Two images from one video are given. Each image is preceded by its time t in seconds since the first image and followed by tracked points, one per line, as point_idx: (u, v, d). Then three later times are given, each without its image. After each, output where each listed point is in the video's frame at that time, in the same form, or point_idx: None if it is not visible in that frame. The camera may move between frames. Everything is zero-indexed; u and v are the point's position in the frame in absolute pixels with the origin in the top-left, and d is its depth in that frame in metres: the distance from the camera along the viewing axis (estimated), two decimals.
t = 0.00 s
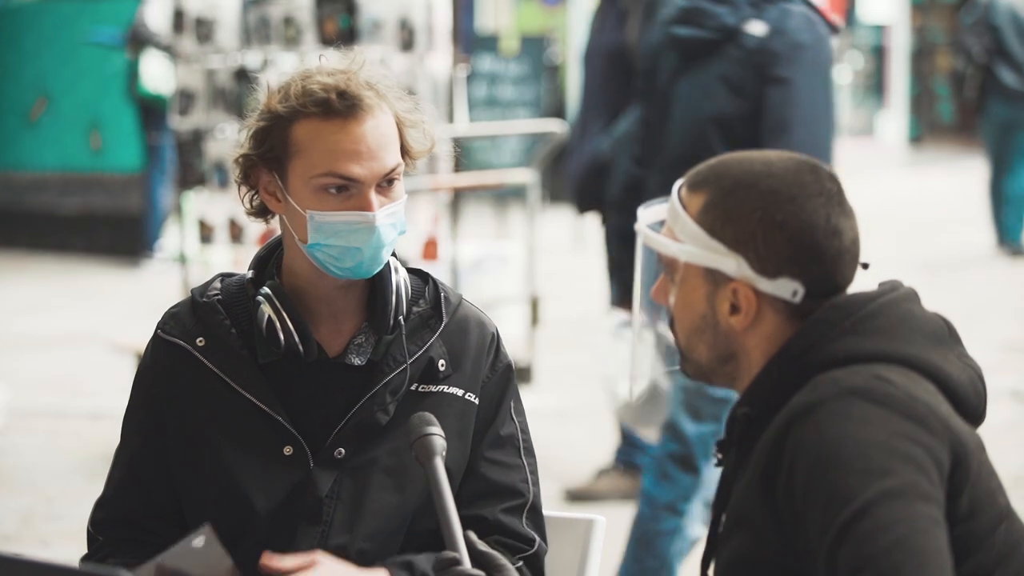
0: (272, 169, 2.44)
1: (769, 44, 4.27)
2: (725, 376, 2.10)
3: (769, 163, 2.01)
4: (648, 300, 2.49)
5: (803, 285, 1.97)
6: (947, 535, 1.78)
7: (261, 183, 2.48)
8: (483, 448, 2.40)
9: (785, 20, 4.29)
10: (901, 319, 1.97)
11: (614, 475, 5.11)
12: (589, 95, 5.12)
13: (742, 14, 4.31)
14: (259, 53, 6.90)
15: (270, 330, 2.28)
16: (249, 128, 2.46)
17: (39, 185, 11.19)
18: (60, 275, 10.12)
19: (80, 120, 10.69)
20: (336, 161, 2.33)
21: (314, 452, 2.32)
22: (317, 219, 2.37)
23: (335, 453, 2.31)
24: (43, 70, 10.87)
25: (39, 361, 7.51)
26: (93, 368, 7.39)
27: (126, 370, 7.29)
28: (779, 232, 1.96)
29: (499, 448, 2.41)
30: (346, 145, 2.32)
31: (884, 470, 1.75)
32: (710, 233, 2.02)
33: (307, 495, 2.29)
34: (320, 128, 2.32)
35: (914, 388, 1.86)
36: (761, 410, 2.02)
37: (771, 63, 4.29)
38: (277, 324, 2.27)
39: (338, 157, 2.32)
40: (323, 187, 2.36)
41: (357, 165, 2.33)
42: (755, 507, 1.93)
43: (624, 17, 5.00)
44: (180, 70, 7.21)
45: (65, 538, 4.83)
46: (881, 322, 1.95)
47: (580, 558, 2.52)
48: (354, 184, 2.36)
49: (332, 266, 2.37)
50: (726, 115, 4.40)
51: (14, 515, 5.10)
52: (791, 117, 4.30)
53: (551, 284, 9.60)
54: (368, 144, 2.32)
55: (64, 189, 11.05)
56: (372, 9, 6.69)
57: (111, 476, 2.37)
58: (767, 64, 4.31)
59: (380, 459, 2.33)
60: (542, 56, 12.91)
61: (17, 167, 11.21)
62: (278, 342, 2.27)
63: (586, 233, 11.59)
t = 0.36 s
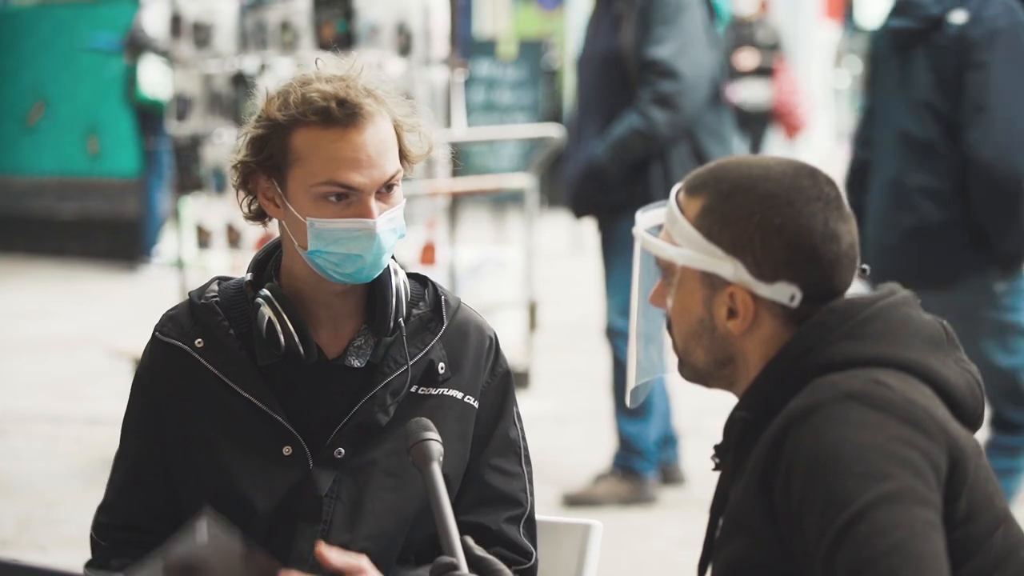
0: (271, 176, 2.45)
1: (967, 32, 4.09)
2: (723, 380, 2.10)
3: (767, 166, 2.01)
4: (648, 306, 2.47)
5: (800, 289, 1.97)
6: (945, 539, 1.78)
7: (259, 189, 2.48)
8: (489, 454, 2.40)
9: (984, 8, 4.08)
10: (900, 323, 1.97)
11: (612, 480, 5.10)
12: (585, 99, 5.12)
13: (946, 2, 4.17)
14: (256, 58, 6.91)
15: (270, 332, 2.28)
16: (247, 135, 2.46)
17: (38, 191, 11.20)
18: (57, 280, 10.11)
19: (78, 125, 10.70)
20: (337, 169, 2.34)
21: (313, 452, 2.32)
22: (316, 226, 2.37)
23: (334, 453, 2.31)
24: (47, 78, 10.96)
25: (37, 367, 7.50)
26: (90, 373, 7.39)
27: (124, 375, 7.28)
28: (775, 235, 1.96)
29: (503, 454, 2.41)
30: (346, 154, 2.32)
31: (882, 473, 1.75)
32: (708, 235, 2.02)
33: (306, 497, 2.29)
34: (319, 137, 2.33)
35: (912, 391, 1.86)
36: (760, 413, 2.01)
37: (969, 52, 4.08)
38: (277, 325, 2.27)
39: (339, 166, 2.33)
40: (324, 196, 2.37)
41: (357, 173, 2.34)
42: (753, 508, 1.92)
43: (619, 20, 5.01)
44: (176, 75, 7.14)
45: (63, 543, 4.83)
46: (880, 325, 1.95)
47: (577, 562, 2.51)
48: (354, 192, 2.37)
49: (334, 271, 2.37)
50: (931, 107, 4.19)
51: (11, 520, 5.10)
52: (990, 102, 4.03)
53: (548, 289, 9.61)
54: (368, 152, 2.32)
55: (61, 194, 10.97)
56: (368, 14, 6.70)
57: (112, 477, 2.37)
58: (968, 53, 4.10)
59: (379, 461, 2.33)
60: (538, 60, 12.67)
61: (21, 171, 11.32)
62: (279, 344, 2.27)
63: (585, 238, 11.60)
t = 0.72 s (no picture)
0: (268, 182, 2.44)
1: None
2: (722, 380, 2.10)
3: (765, 168, 2.01)
4: (648, 305, 2.46)
5: (800, 289, 1.97)
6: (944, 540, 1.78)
7: (256, 195, 2.47)
8: (492, 457, 2.40)
9: None
10: (899, 323, 1.97)
11: (610, 479, 5.09)
12: (582, 97, 5.13)
13: None
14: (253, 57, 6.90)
15: (269, 336, 2.28)
16: (243, 138, 2.45)
17: (36, 191, 11.19)
18: (56, 280, 10.10)
19: (78, 124, 10.70)
20: (335, 178, 2.34)
21: (311, 454, 2.32)
22: (312, 235, 2.36)
23: (333, 456, 2.30)
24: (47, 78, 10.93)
25: (35, 367, 7.49)
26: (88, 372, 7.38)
27: (122, 375, 7.28)
28: (775, 236, 1.95)
29: (505, 457, 2.41)
30: (344, 163, 2.33)
31: (882, 473, 1.75)
32: (707, 236, 2.01)
33: (303, 499, 2.29)
34: (316, 145, 2.33)
35: (912, 392, 1.86)
36: (759, 413, 2.01)
37: None
38: (275, 330, 2.27)
39: (336, 174, 2.33)
40: (321, 204, 2.37)
41: (352, 183, 2.34)
42: (752, 508, 1.92)
43: (615, 19, 5.01)
44: (175, 75, 7.17)
45: (62, 543, 4.82)
46: (878, 326, 1.95)
47: (577, 562, 2.51)
48: (350, 202, 2.36)
49: (330, 278, 2.36)
50: None
51: (9, 520, 5.09)
52: None
53: (545, 289, 9.61)
54: (365, 161, 2.33)
55: (59, 193, 10.98)
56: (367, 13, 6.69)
57: (112, 479, 2.37)
58: None
59: (377, 463, 2.32)
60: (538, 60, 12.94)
61: (19, 170, 11.31)
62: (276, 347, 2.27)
63: (583, 237, 11.60)
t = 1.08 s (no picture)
0: (270, 178, 2.44)
1: None
2: (724, 377, 2.09)
3: (771, 165, 2.00)
4: (650, 302, 2.46)
5: (802, 287, 1.97)
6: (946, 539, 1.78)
7: (259, 190, 2.47)
8: (493, 455, 2.40)
9: None
10: (902, 322, 1.96)
11: (611, 477, 5.09)
12: (582, 96, 5.13)
13: None
14: (253, 54, 6.92)
15: (271, 332, 2.29)
16: (247, 133, 2.45)
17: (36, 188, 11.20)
18: (56, 277, 10.10)
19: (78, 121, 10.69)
20: (335, 172, 2.34)
21: (313, 452, 2.31)
22: (312, 231, 2.36)
23: (335, 453, 2.30)
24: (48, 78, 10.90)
25: (36, 364, 7.49)
26: (89, 370, 7.38)
27: (122, 372, 7.28)
28: (778, 233, 1.95)
29: (506, 455, 2.40)
30: (345, 158, 2.33)
31: (883, 472, 1.75)
32: (710, 232, 2.01)
33: (305, 497, 2.28)
34: (317, 140, 2.33)
35: (915, 391, 1.86)
36: (761, 412, 2.01)
37: None
38: (279, 327, 2.28)
39: (337, 169, 2.33)
40: (322, 197, 2.37)
41: (354, 177, 2.34)
42: (754, 507, 1.92)
43: (616, 17, 5.00)
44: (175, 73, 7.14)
45: (63, 540, 4.82)
46: (881, 324, 1.95)
47: (578, 560, 2.51)
48: (351, 196, 2.37)
49: (331, 274, 2.36)
50: None
51: (10, 517, 5.09)
52: None
53: (543, 287, 9.60)
54: (366, 156, 2.32)
55: (59, 190, 10.98)
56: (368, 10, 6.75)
57: (113, 476, 2.37)
58: None
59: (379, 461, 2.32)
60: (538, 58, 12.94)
61: (17, 168, 11.24)
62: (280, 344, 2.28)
63: (583, 235, 11.61)
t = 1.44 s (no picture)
0: (257, 160, 2.46)
1: None
2: (724, 375, 2.09)
3: (768, 162, 2.01)
4: (648, 300, 2.46)
5: (802, 285, 1.97)
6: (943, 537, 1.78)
7: (251, 175, 2.49)
8: (475, 443, 2.39)
9: None
10: (901, 319, 1.96)
11: (609, 476, 5.09)
12: (581, 93, 5.12)
13: None
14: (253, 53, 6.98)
15: (265, 319, 2.29)
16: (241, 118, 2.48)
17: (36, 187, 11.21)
18: (55, 275, 10.10)
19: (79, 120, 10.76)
20: (310, 150, 2.34)
21: (308, 445, 2.31)
22: (292, 209, 2.38)
23: (329, 445, 2.30)
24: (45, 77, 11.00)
25: (35, 363, 7.49)
26: (88, 369, 7.38)
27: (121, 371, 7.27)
28: (777, 231, 1.95)
29: (491, 445, 2.39)
30: (320, 135, 2.33)
31: (882, 469, 1.75)
32: (710, 230, 2.01)
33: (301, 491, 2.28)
34: (296, 117, 2.34)
35: (911, 387, 1.86)
36: (761, 409, 2.01)
37: None
38: (270, 310, 2.28)
39: (311, 146, 2.33)
40: (300, 176, 2.37)
41: (329, 155, 2.34)
42: (752, 502, 1.92)
43: (616, 15, 5.00)
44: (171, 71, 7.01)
45: (61, 539, 4.83)
46: (880, 322, 1.95)
47: (577, 559, 2.51)
48: (329, 174, 2.36)
49: (314, 256, 2.37)
50: None
51: (7, 516, 5.09)
52: None
53: (542, 285, 9.59)
54: (342, 133, 2.33)
55: (58, 189, 11.02)
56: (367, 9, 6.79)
57: (110, 469, 2.37)
58: None
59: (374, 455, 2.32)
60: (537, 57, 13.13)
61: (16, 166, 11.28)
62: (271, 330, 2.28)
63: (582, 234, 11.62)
